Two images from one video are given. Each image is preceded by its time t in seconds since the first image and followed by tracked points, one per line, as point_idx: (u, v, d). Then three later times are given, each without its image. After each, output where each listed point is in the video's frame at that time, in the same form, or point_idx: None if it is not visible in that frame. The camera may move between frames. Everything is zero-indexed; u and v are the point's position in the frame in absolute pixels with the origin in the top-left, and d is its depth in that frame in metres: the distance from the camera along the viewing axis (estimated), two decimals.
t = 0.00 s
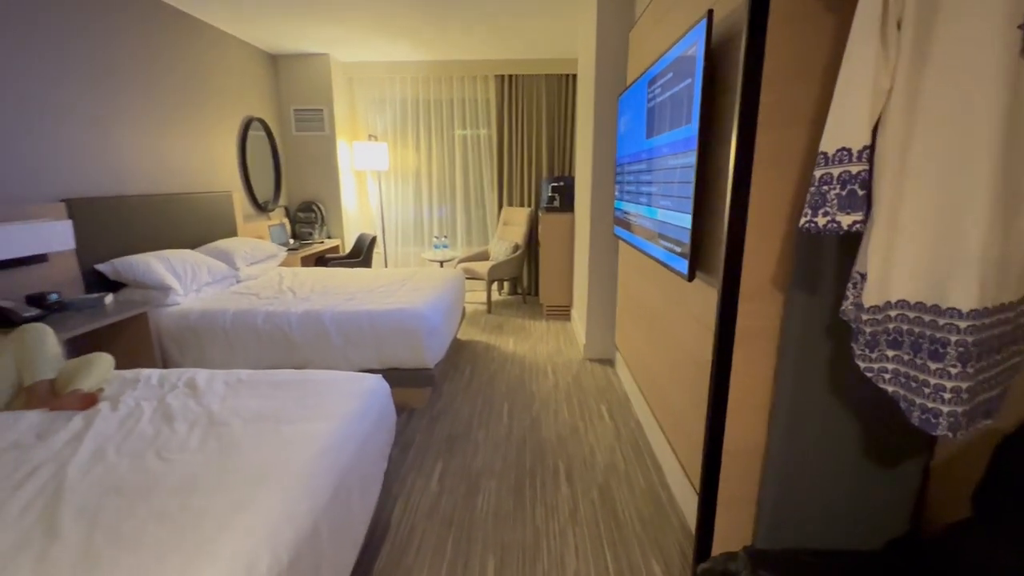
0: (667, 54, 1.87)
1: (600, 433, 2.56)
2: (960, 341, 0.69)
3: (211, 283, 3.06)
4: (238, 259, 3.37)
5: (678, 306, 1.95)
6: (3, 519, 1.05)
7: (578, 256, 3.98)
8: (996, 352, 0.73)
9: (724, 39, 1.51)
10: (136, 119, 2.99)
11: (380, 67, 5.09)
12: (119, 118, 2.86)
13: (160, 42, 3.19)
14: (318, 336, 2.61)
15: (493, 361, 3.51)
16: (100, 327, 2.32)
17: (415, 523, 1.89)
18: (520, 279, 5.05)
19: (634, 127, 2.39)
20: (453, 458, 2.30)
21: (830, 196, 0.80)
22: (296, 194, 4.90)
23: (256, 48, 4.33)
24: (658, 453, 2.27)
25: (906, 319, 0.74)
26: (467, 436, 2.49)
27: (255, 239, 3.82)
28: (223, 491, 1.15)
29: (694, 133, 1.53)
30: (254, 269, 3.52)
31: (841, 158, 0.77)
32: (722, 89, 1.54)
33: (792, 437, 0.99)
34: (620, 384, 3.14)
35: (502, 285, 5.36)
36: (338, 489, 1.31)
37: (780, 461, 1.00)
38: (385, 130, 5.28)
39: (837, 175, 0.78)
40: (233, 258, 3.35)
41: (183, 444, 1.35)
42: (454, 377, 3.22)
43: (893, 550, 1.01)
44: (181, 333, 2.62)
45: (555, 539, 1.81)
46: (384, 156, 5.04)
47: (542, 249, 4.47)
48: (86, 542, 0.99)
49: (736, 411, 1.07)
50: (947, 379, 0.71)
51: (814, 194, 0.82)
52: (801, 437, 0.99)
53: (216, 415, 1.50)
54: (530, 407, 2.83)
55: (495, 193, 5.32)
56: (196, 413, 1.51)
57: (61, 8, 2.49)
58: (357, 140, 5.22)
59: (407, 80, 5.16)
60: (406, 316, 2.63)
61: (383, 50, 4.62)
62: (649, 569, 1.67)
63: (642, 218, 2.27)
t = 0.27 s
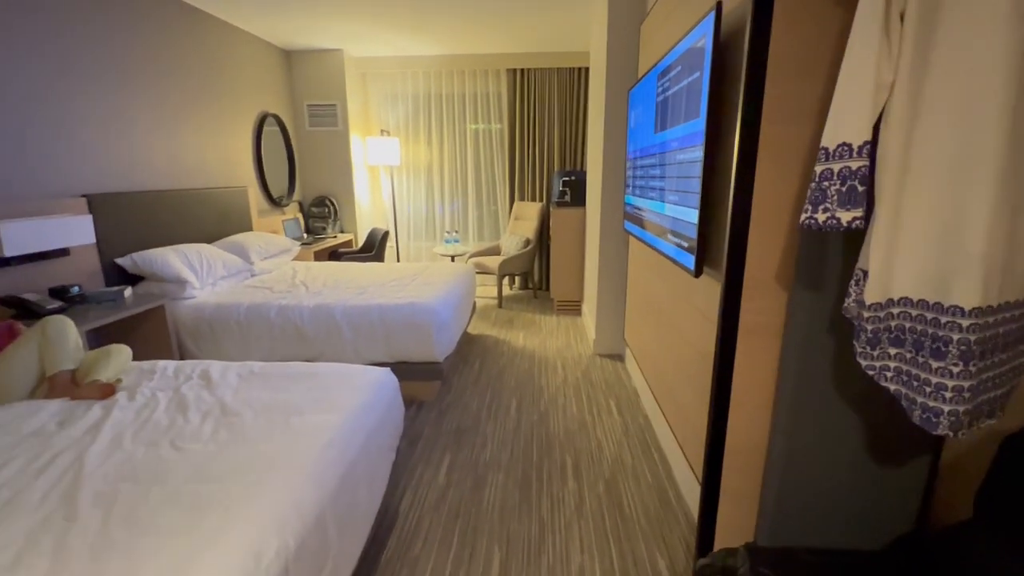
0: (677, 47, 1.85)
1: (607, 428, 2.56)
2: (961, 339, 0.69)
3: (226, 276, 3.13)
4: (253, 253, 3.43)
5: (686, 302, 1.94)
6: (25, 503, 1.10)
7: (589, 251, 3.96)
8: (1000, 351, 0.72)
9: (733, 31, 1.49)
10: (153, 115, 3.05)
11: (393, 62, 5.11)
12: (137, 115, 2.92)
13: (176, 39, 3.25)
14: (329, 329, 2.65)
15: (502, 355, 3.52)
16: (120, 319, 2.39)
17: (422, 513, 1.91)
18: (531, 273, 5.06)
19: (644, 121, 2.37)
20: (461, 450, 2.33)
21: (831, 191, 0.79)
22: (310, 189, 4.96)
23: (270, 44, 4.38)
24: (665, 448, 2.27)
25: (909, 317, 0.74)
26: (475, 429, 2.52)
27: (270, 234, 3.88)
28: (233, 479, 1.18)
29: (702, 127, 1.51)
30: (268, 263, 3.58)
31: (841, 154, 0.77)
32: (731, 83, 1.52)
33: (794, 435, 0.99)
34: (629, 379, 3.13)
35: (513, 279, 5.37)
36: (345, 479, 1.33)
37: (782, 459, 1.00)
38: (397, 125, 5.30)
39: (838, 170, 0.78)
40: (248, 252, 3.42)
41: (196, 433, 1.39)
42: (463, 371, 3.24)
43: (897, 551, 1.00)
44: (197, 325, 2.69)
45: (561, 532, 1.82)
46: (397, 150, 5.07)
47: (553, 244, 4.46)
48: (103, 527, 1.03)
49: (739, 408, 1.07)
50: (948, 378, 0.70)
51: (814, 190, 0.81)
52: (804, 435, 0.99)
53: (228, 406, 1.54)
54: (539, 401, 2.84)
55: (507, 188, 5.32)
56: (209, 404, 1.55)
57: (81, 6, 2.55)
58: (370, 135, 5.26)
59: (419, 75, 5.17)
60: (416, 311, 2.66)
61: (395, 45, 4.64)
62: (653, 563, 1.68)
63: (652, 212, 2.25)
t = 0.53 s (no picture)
0: (686, 34, 1.82)
1: (614, 419, 2.56)
2: (965, 331, 0.68)
3: (238, 267, 3.17)
4: (264, 244, 3.47)
5: (693, 293, 1.92)
6: (43, 487, 1.13)
7: (598, 241, 3.95)
8: (1005, 343, 0.71)
9: (742, 17, 1.46)
10: (163, 108, 3.07)
11: (401, 52, 5.09)
12: (148, 107, 2.95)
13: (186, 31, 3.27)
14: (338, 319, 2.68)
15: (510, 345, 3.54)
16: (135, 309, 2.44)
17: (429, 501, 1.94)
18: (539, 264, 5.05)
19: (652, 110, 2.34)
20: (468, 440, 2.35)
21: (833, 180, 0.78)
22: (319, 180, 4.99)
23: (279, 35, 4.38)
24: (672, 439, 2.27)
25: (912, 308, 0.73)
26: (482, 419, 2.54)
27: (281, 225, 3.92)
28: (242, 466, 1.21)
29: (709, 115, 1.50)
30: (279, 254, 3.62)
31: (844, 142, 0.76)
32: (739, 69, 1.49)
33: (798, 427, 0.98)
34: (637, 370, 3.13)
35: (522, 270, 5.37)
36: (352, 466, 1.36)
37: (785, 451, 0.99)
38: (406, 115, 5.29)
39: (840, 159, 0.77)
40: (259, 243, 3.45)
41: (207, 421, 1.42)
42: (471, 361, 3.26)
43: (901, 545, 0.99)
44: (209, 315, 2.73)
45: (566, 520, 1.84)
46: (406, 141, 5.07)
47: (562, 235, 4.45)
48: (117, 511, 1.06)
49: (741, 400, 1.06)
50: (950, 369, 0.70)
51: (817, 179, 0.80)
52: (806, 428, 0.98)
53: (239, 394, 1.57)
54: (546, 391, 2.85)
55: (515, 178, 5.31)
56: (220, 392, 1.59)
57: None
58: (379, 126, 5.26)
59: (427, 65, 5.15)
60: (424, 301, 2.67)
61: (402, 35, 4.62)
62: (658, 552, 1.69)
63: (659, 202, 2.24)
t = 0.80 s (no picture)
0: (693, 18, 1.79)
1: (619, 406, 2.58)
2: (968, 318, 0.68)
3: (246, 256, 3.20)
4: (272, 233, 3.49)
5: (699, 281, 1.91)
6: (60, 470, 1.17)
7: (604, 229, 3.93)
8: (1010, 330, 0.71)
9: None
10: (169, 97, 3.08)
11: (406, 38, 5.05)
12: (154, 96, 2.96)
13: (191, 19, 3.26)
14: (346, 307, 2.70)
15: (516, 334, 3.55)
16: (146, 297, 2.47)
17: (436, 486, 1.97)
18: (545, 252, 5.04)
19: (659, 96, 2.32)
20: (474, 427, 2.38)
21: (837, 166, 0.77)
22: (326, 169, 4.99)
23: (283, 23, 4.36)
24: (677, 426, 2.28)
25: (916, 295, 0.73)
26: (488, 406, 2.56)
27: (288, 214, 3.94)
28: (252, 451, 1.23)
29: (716, 101, 1.48)
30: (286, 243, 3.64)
31: (849, 127, 0.75)
32: (747, 52, 1.47)
33: (800, 414, 0.98)
34: (643, 358, 3.13)
35: (528, 259, 5.36)
36: (359, 451, 1.38)
37: (787, 438, 0.99)
38: (411, 103, 5.27)
39: (844, 144, 0.76)
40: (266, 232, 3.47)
41: (217, 407, 1.45)
42: (477, 349, 3.28)
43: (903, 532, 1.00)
44: (219, 304, 2.77)
45: (571, 506, 1.86)
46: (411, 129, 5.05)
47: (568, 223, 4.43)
48: (132, 493, 1.09)
49: (744, 387, 1.06)
50: (953, 356, 0.69)
51: (820, 165, 0.79)
52: (809, 415, 0.98)
53: (248, 381, 1.59)
54: (552, 379, 2.87)
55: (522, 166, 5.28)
56: (230, 379, 1.61)
57: None
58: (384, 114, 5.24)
59: (432, 51, 5.10)
60: (430, 290, 2.69)
61: (407, 21, 4.58)
62: (661, 537, 1.71)
63: (666, 190, 2.22)
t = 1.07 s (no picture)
0: None
1: (623, 391, 2.59)
2: (971, 302, 0.67)
3: (252, 243, 3.21)
4: (277, 220, 3.50)
5: (703, 266, 1.90)
6: (74, 453, 1.19)
7: (609, 215, 3.90)
8: (1012, 313, 0.70)
9: None
10: (172, 84, 3.07)
11: (409, 22, 4.99)
12: (157, 83, 2.95)
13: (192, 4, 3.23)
14: (351, 294, 2.72)
15: (521, 320, 3.56)
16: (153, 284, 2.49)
17: (441, 469, 2.00)
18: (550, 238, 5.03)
19: (665, 78, 2.28)
20: (478, 412, 2.40)
21: (841, 148, 0.76)
22: (330, 156, 4.98)
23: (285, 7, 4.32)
24: (681, 412, 2.29)
25: (919, 279, 0.72)
26: (492, 392, 2.58)
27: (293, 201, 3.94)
28: (259, 435, 1.25)
29: (723, 82, 1.45)
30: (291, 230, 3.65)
31: (854, 109, 0.73)
32: (754, 32, 1.44)
33: (802, 399, 0.98)
34: (647, 344, 3.14)
35: (533, 245, 5.35)
36: (364, 434, 1.40)
37: (788, 423, 0.99)
38: (415, 88, 5.22)
39: (849, 126, 0.75)
40: (271, 219, 3.48)
41: (225, 392, 1.47)
42: (482, 335, 3.30)
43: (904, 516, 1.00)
44: (225, 291, 2.79)
45: (574, 489, 1.88)
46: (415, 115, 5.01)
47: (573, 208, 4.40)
48: (143, 475, 1.12)
49: (746, 372, 1.06)
50: (955, 340, 0.69)
51: (824, 147, 0.78)
52: (811, 400, 0.98)
53: (255, 367, 1.61)
54: (556, 365, 2.88)
55: (526, 151, 5.24)
56: (238, 365, 1.63)
57: None
58: (388, 100, 5.20)
59: (435, 35, 5.04)
60: (435, 276, 2.69)
61: (410, 3, 4.51)
62: (664, 519, 1.73)
63: (672, 174, 2.19)
